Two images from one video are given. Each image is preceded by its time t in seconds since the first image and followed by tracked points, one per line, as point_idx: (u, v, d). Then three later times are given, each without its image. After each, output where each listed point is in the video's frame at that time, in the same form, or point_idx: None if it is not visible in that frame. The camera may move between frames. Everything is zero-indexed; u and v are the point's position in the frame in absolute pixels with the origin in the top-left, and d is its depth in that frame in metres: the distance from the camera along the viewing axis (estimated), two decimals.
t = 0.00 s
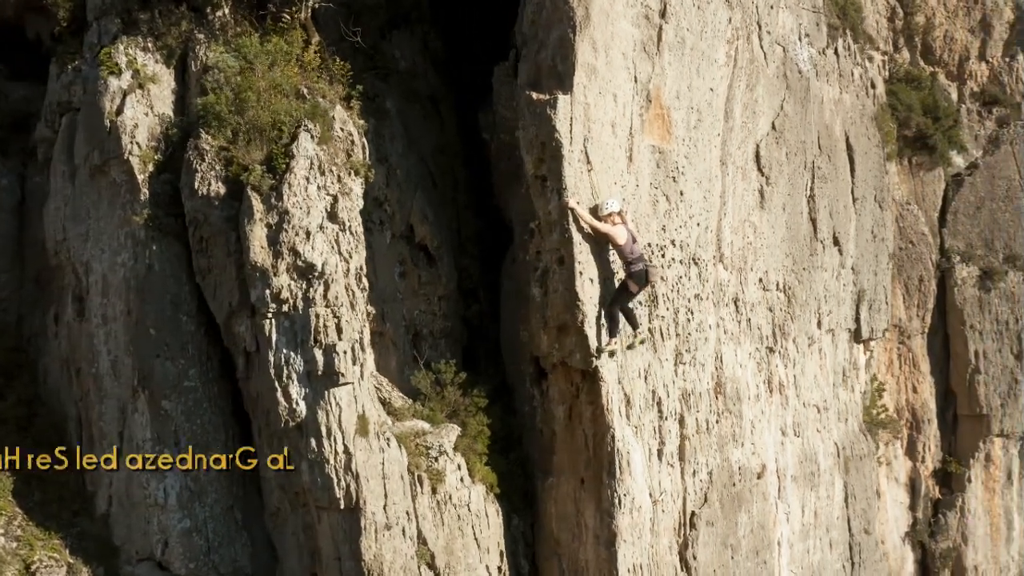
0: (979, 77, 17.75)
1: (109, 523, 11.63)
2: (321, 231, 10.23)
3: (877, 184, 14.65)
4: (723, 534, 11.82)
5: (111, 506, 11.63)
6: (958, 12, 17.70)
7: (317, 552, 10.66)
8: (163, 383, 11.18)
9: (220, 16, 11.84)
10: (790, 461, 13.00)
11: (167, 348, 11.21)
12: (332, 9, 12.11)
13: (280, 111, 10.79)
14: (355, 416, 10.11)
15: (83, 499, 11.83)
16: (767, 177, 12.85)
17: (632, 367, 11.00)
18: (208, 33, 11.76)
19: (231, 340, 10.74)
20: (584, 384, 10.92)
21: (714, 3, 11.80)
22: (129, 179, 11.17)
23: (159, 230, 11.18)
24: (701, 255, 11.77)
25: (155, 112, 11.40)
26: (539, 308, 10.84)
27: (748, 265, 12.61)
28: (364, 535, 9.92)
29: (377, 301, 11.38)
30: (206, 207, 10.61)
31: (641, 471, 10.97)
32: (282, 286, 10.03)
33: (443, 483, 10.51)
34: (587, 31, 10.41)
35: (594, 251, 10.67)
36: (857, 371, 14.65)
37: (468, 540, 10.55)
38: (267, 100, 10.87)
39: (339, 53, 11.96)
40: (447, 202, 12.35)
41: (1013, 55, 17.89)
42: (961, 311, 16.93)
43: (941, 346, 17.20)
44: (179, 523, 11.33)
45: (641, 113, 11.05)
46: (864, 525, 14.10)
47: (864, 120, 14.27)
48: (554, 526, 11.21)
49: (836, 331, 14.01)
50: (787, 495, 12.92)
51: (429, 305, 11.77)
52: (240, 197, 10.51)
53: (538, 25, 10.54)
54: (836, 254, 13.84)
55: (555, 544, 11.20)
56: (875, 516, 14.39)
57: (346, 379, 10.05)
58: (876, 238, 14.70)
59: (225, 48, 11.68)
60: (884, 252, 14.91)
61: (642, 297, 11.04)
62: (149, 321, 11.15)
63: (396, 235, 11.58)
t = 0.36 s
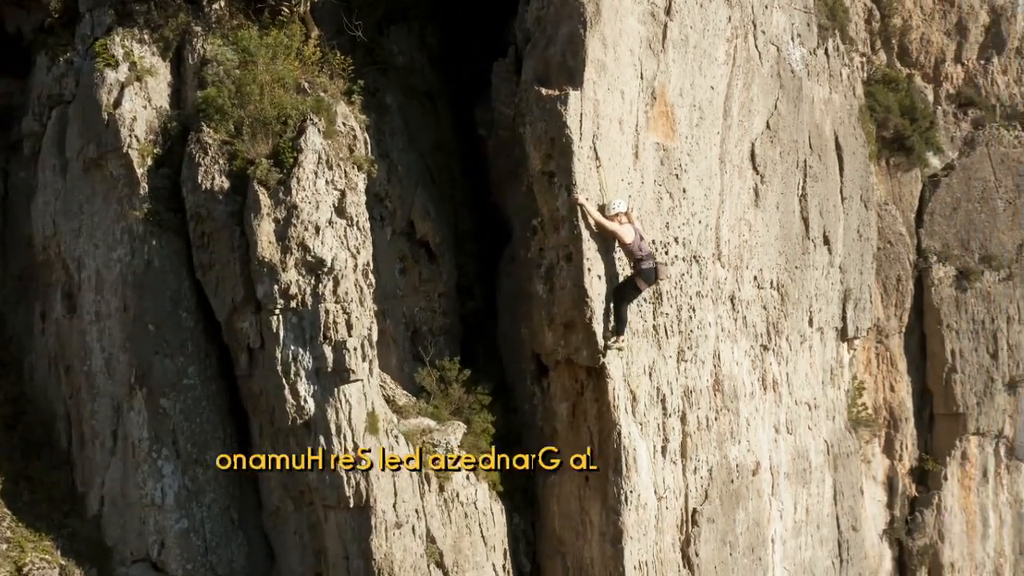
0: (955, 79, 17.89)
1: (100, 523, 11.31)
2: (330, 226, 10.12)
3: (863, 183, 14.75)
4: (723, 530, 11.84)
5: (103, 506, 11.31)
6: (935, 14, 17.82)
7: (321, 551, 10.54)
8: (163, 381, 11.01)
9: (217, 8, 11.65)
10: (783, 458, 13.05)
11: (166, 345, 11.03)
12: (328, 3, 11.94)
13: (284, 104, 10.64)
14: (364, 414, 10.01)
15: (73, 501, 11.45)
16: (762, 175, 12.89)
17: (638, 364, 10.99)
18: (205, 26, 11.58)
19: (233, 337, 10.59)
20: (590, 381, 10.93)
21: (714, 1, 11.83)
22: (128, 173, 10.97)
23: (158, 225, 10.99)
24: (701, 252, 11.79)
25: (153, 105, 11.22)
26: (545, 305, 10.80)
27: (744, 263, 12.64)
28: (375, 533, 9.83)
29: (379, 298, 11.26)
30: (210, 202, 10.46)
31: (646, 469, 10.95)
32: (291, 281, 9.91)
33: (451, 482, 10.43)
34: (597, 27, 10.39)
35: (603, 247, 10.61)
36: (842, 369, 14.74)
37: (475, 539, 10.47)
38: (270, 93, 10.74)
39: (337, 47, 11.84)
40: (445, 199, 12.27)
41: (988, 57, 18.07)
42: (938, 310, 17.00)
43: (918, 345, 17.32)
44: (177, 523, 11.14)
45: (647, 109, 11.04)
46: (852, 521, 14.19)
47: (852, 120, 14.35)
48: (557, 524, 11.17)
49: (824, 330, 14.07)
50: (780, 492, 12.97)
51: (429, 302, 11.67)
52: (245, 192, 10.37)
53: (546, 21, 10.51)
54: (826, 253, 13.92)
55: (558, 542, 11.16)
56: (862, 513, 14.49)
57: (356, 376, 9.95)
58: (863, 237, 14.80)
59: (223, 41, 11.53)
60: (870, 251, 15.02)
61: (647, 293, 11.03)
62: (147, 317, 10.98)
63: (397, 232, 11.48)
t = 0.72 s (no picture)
0: (923, 83, 18.04)
1: (84, 524, 11.06)
2: (332, 223, 10.04)
3: (842, 185, 14.89)
4: (714, 528, 11.89)
5: (89, 508, 11.06)
6: (904, 19, 17.97)
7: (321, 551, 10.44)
8: (156, 379, 10.86)
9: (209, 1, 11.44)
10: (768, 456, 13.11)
11: (160, 343, 10.88)
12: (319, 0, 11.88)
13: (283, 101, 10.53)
14: (366, 412, 9.92)
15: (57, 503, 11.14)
16: (749, 175, 12.98)
17: (635, 362, 11.04)
18: (196, 19, 11.38)
19: (229, 335, 10.47)
20: (588, 379, 10.96)
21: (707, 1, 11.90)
22: (121, 169, 10.84)
23: (152, 221, 10.85)
24: (693, 251, 11.84)
25: (146, 100, 11.07)
26: (543, 303, 10.81)
27: (732, 263, 12.71)
28: (377, 532, 9.75)
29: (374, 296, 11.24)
30: (208, 198, 10.34)
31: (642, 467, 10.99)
32: (293, 279, 9.81)
33: (451, 480, 10.41)
34: (599, 26, 10.44)
35: (601, 245, 10.64)
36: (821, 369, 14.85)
37: (475, 538, 10.44)
38: (267, 89, 10.63)
39: (329, 43, 11.76)
40: (436, 197, 12.24)
41: (955, 61, 18.25)
42: (907, 311, 17.16)
43: (887, 346, 17.40)
44: (169, 524, 10.97)
45: (644, 109, 11.08)
46: (832, 519, 14.29)
47: (831, 121, 14.51)
48: (553, 524, 11.14)
49: (805, 329, 14.18)
50: (765, 490, 13.03)
51: (422, 300, 11.60)
52: (245, 189, 10.26)
53: (547, 19, 10.50)
54: (808, 253, 14.05)
55: (553, 540, 11.14)
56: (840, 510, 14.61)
57: (359, 374, 9.88)
58: (841, 238, 14.94)
59: (214, 36, 11.37)
60: (846, 252, 15.17)
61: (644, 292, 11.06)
62: (141, 315, 10.83)
63: (391, 230, 11.43)
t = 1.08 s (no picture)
0: (885, 88, 18.10)
1: (64, 527, 10.90)
2: (328, 222, 10.00)
3: (812, 187, 15.03)
4: (697, 527, 11.99)
5: (69, 510, 10.89)
6: (866, 24, 18.04)
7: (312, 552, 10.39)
8: (143, 379, 10.70)
9: None
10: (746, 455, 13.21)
11: (147, 343, 10.73)
12: None
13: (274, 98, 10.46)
14: (363, 412, 9.95)
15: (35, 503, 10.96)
16: (727, 177, 13.09)
17: (624, 361, 11.12)
18: (182, 15, 11.25)
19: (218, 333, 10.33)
20: (577, 379, 11.00)
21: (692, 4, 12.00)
22: (108, 167, 10.70)
23: (139, 218, 10.71)
24: (677, 252, 11.93)
25: (131, 96, 10.93)
26: (533, 303, 10.84)
27: (712, 264, 12.81)
28: (374, 533, 9.80)
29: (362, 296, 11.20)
30: (198, 196, 10.22)
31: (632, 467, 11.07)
32: (288, 278, 9.75)
33: (443, 480, 10.44)
34: (593, 27, 10.49)
35: (593, 245, 10.70)
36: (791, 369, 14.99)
37: (467, 538, 10.52)
38: (258, 87, 10.55)
39: (315, 41, 11.67)
40: (419, 197, 12.20)
41: (917, 66, 18.29)
42: (869, 312, 17.35)
43: (848, 347, 17.58)
44: (154, 527, 10.82)
45: (633, 110, 11.15)
46: (804, 518, 14.43)
47: (803, 125, 14.66)
48: (539, 523, 11.15)
49: (778, 330, 14.32)
50: (743, 489, 13.12)
51: (408, 300, 11.58)
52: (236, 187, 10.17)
53: (540, 20, 10.55)
54: (781, 255, 14.19)
55: (541, 540, 11.16)
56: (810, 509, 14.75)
57: (356, 374, 9.88)
58: (810, 239, 15.09)
59: (200, 32, 11.24)
60: (815, 254, 15.33)
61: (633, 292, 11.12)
62: (127, 315, 10.67)
63: (377, 229, 11.36)
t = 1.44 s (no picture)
0: (845, 93, 18.37)
1: (42, 530, 10.67)
2: (321, 223, 9.96)
3: (780, 191, 15.24)
4: (677, 527, 12.09)
5: (47, 514, 10.66)
6: (827, 30, 18.30)
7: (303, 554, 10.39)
8: (128, 381, 10.59)
9: None
10: (721, 456, 13.33)
11: (133, 344, 10.63)
12: None
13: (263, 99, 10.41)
14: (356, 413, 9.96)
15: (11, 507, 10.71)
16: (704, 181, 13.21)
17: (611, 363, 11.21)
18: (165, 13, 11.11)
19: (206, 333, 10.23)
20: (564, 380, 11.06)
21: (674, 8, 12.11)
22: (93, 166, 10.61)
23: (126, 218, 10.64)
24: (659, 254, 12.02)
25: (115, 95, 10.82)
26: (521, 305, 10.88)
27: (690, 266, 12.92)
28: (370, 535, 9.83)
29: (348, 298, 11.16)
30: (188, 196, 10.13)
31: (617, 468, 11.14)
32: (282, 279, 9.69)
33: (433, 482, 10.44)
34: (585, 31, 10.57)
35: (583, 247, 10.81)
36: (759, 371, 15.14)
37: (458, 539, 10.51)
38: (247, 87, 10.48)
39: (299, 40, 11.61)
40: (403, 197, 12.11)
41: (876, 72, 18.54)
42: (831, 314, 17.56)
43: (809, 348, 17.75)
44: (139, 530, 10.71)
45: (620, 113, 11.24)
46: (773, 518, 14.59)
47: (773, 129, 14.87)
48: (524, 524, 11.22)
49: (750, 332, 14.47)
50: (718, 489, 13.23)
51: (391, 302, 11.52)
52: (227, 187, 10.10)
53: (532, 23, 10.58)
54: (754, 258, 14.34)
55: (526, 541, 11.21)
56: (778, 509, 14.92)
57: (350, 375, 9.87)
58: (779, 242, 15.27)
59: (184, 31, 11.15)
60: (783, 256, 15.51)
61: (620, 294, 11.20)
62: (114, 316, 10.57)
63: (363, 230, 11.33)
